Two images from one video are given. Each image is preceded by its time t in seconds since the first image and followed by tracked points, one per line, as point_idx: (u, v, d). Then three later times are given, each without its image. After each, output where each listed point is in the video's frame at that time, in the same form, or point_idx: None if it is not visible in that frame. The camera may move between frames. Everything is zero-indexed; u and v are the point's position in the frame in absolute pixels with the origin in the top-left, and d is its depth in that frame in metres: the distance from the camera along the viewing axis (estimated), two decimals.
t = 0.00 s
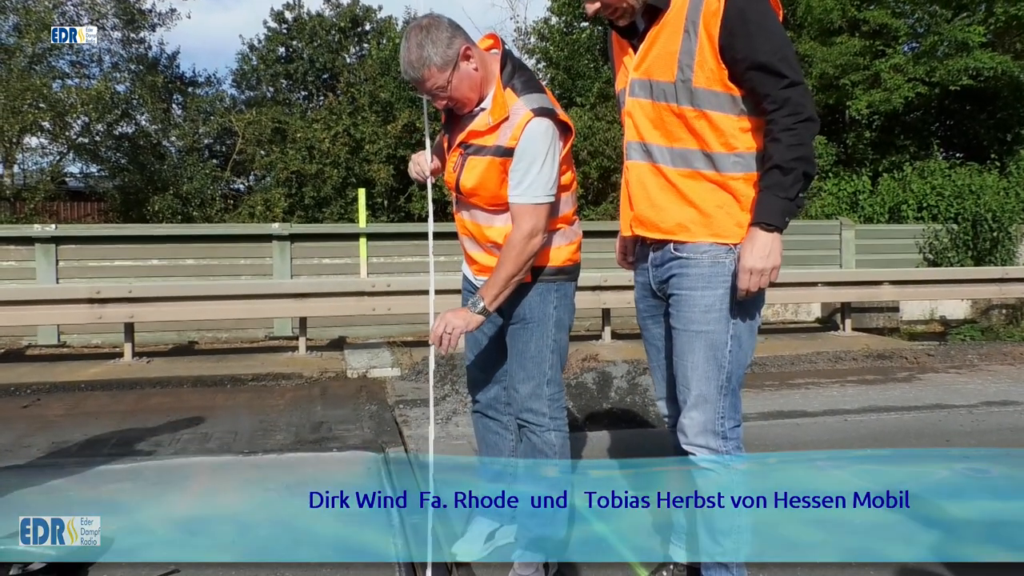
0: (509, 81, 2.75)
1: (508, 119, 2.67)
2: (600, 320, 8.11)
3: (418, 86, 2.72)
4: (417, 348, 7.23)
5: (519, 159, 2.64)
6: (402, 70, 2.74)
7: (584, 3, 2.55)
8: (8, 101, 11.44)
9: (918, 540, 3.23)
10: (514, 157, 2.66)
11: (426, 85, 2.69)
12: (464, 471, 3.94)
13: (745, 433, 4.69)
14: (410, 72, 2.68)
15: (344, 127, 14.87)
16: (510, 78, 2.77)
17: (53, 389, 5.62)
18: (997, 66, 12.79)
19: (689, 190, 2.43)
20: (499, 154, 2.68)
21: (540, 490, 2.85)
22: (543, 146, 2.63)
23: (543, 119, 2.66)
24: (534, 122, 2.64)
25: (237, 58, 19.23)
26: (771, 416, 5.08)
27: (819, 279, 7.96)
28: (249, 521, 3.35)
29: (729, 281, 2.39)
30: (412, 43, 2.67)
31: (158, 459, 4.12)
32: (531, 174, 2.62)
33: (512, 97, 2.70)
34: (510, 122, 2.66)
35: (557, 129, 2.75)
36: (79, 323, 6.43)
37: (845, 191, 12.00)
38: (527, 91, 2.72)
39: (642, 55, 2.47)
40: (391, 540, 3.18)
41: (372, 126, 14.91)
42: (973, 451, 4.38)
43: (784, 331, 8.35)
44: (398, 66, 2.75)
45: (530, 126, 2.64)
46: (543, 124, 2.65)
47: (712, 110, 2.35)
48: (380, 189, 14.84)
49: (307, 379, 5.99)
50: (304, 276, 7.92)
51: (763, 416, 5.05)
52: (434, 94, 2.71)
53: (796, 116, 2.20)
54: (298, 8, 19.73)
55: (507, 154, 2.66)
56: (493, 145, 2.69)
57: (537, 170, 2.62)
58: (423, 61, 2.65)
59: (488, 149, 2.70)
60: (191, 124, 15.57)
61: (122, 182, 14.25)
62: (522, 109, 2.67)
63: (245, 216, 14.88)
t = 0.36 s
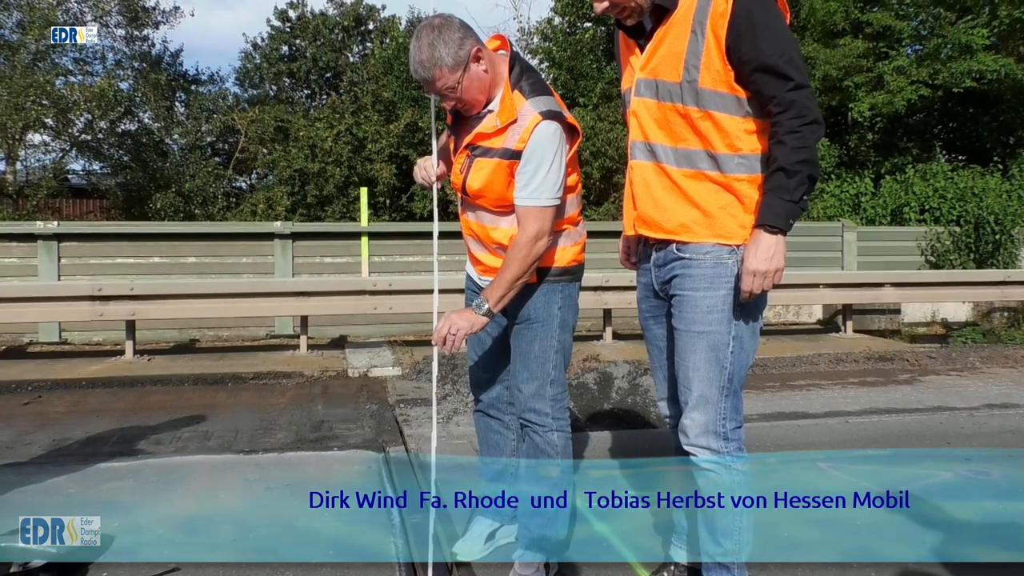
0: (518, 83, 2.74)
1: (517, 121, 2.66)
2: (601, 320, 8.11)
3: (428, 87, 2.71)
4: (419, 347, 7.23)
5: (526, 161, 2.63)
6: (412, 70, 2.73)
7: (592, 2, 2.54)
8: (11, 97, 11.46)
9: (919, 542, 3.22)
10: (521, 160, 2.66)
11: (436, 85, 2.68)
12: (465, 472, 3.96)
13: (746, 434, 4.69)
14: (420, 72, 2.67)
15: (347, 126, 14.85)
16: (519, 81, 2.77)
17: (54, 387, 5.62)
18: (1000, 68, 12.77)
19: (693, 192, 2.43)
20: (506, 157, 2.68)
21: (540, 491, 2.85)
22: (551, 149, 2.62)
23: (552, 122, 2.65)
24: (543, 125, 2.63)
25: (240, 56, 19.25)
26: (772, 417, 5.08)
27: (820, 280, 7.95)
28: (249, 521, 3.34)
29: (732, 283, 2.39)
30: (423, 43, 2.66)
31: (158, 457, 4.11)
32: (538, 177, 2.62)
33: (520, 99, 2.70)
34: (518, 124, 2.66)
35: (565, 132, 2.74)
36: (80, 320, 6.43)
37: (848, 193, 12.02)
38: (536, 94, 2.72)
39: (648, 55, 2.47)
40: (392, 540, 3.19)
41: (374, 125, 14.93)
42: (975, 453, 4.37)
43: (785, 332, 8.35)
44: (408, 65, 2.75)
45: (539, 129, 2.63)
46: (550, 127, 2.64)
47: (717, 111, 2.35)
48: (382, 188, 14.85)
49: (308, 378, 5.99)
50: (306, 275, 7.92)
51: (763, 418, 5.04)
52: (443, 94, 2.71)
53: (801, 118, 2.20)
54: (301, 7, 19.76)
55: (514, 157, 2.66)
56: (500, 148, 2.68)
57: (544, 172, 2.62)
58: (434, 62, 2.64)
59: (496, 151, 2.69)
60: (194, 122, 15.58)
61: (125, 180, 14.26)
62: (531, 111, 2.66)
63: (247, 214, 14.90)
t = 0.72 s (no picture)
0: (521, 83, 2.73)
1: (522, 121, 2.66)
2: (602, 318, 8.11)
3: (437, 88, 2.67)
4: (420, 348, 7.23)
5: (531, 162, 2.63)
6: (419, 70, 2.68)
7: None
8: (10, 102, 11.44)
9: (923, 539, 3.21)
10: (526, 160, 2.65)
11: (445, 86, 2.64)
12: (466, 472, 3.95)
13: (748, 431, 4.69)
14: (430, 72, 2.62)
15: (345, 126, 14.86)
16: (522, 81, 2.75)
17: (56, 390, 5.63)
18: (999, 62, 12.72)
19: (696, 188, 2.43)
20: (511, 157, 2.67)
21: (543, 491, 2.84)
22: (555, 150, 2.63)
23: (555, 123, 2.65)
24: (547, 125, 2.64)
25: (239, 58, 19.25)
26: (774, 414, 5.08)
27: (822, 276, 7.94)
28: (252, 522, 3.33)
29: (735, 279, 2.39)
30: (433, 44, 2.62)
31: (161, 460, 4.11)
32: (543, 178, 2.62)
33: (524, 100, 2.69)
34: (522, 125, 2.66)
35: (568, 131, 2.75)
36: (81, 324, 6.43)
37: (848, 189, 12.04)
38: (539, 94, 2.71)
39: (652, 51, 2.47)
40: (395, 541, 3.18)
41: (374, 126, 14.95)
42: (977, 449, 4.37)
43: (787, 329, 8.35)
44: (415, 65, 2.69)
45: (543, 129, 2.63)
46: (555, 127, 2.64)
47: (720, 107, 2.35)
48: (382, 188, 14.85)
49: (310, 379, 6.00)
50: (307, 276, 7.92)
51: (766, 415, 5.04)
52: (452, 96, 2.67)
53: (805, 116, 2.19)
54: (299, 9, 19.77)
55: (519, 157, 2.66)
56: (504, 148, 2.68)
57: (548, 173, 2.62)
58: (445, 63, 2.60)
59: (500, 152, 2.68)
60: (193, 125, 15.58)
61: (125, 183, 14.26)
62: (535, 112, 2.66)
63: (247, 216, 14.91)
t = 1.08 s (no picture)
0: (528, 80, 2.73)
1: (533, 118, 2.65)
2: (603, 317, 8.11)
3: (454, 85, 2.63)
4: (420, 347, 7.23)
5: (542, 160, 2.63)
6: (436, 66, 2.63)
7: None
8: (9, 103, 11.43)
9: (925, 537, 3.21)
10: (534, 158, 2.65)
11: (466, 83, 2.61)
12: (468, 472, 3.94)
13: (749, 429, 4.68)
14: (451, 69, 2.59)
15: (345, 126, 14.88)
16: (528, 78, 2.76)
17: (57, 392, 5.63)
18: (999, 59, 12.68)
19: (699, 185, 2.42)
20: (519, 155, 2.67)
21: (544, 489, 2.83)
22: (564, 148, 2.64)
23: (563, 120, 2.67)
24: (556, 123, 2.64)
25: (239, 59, 19.23)
26: (775, 412, 5.08)
27: (822, 274, 7.94)
28: (252, 523, 3.33)
29: (738, 276, 2.38)
30: (453, 40, 2.58)
31: (161, 460, 4.11)
32: (552, 175, 2.63)
33: (532, 97, 2.69)
34: (530, 122, 2.65)
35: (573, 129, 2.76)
36: (81, 325, 6.43)
37: (848, 186, 12.03)
38: (546, 92, 2.72)
39: (656, 48, 2.46)
40: (397, 541, 3.18)
41: (373, 125, 14.96)
42: (979, 446, 4.37)
43: (787, 327, 8.34)
44: (431, 61, 2.65)
45: (552, 127, 2.64)
46: (563, 125, 2.65)
47: (725, 104, 2.34)
48: (382, 188, 14.84)
49: (310, 379, 6.00)
50: (307, 276, 7.92)
51: (767, 413, 5.04)
52: (468, 93, 2.64)
53: (810, 114, 2.19)
54: (298, 8, 19.77)
55: (528, 155, 2.65)
56: (512, 146, 2.66)
57: (557, 170, 2.63)
58: (466, 61, 2.57)
59: (509, 149, 2.67)
60: (193, 125, 15.59)
61: (125, 184, 14.26)
62: (543, 110, 2.66)
63: (248, 216, 14.93)
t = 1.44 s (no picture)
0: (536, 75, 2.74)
1: (545, 113, 2.66)
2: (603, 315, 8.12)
3: (473, 78, 2.60)
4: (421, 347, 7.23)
5: (555, 154, 2.65)
6: (455, 59, 2.60)
7: None
8: (9, 106, 11.42)
9: (926, 533, 3.21)
10: (546, 153, 2.66)
11: (486, 76, 2.59)
12: (469, 471, 3.94)
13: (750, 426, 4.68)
14: (472, 62, 2.56)
15: (344, 126, 14.90)
16: (537, 75, 2.77)
17: (57, 393, 5.62)
18: (998, 55, 12.70)
19: (700, 182, 2.42)
20: (530, 150, 2.66)
21: (545, 487, 2.82)
22: (575, 143, 2.67)
23: (572, 116, 2.69)
24: (567, 118, 2.66)
25: (237, 59, 19.22)
26: (776, 409, 5.08)
27: (822, 271, 7.93)
28: (253, 524, 3.33)
29: (740, 273, 2.38)
30: (475, 33, 2.57)
31: (162, 461, 4.10)
32: (565, 170, 2.66)
33: (541, 93, 2.70)
34: (542, 117, 2.66)
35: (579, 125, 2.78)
36: (81, 326, 6.42)
37: (848, 183, 12.03)
38: (554, 88, 2.73)
39: (659, 44, 2.46)
40: (398, 540, 3.18)
41: (372, 125, 14.97)
42: (980, 442, 4.37)
43: (788, 324, 8.34)
44: (449, 53, 2.61)
45: (564, 122, 2.65)
46: (573, 120, 2.68)
47: (727, 101, 2.34)
48: (382, 188, 14.84)
49: (310, 379, 5.99)
50: (307, 276, 7.92)
51: (767, 410, 5.04)
52: (485, 88, 2.62)
53: (814, 113, 2.19)
54: (297, 9, 19.76)
55: (539, 150, 2.66)
56: (523, 140, 2.66)
57: (570, 165, 2.66)
58: (488, 54, 2.56)
59: (519, 144, 2.66)
60: (192, 126, 15.59)
61: (124, 186, 14.25)
62: (554, 104, 2.68)
63: (247, 217, 14.93)
